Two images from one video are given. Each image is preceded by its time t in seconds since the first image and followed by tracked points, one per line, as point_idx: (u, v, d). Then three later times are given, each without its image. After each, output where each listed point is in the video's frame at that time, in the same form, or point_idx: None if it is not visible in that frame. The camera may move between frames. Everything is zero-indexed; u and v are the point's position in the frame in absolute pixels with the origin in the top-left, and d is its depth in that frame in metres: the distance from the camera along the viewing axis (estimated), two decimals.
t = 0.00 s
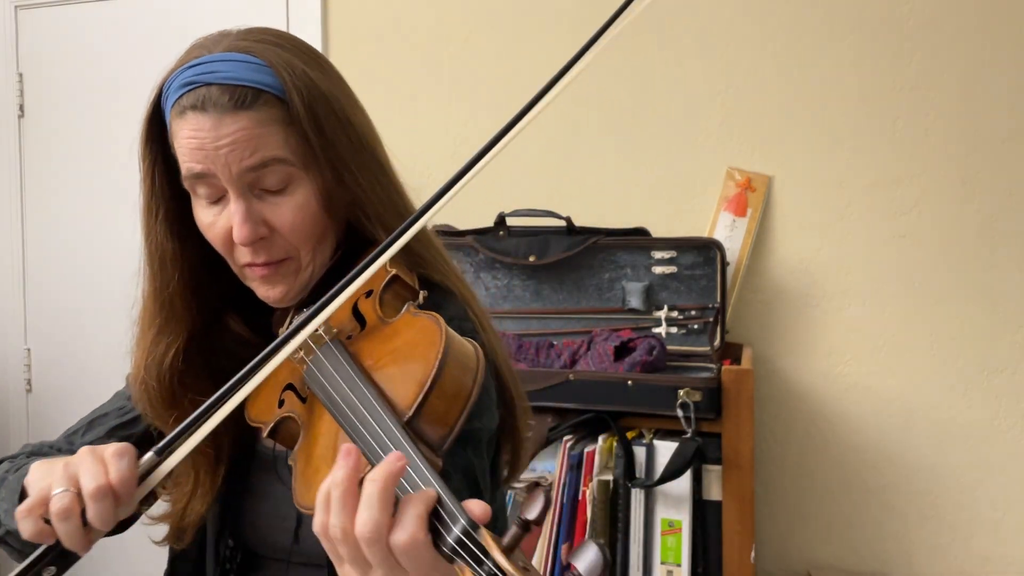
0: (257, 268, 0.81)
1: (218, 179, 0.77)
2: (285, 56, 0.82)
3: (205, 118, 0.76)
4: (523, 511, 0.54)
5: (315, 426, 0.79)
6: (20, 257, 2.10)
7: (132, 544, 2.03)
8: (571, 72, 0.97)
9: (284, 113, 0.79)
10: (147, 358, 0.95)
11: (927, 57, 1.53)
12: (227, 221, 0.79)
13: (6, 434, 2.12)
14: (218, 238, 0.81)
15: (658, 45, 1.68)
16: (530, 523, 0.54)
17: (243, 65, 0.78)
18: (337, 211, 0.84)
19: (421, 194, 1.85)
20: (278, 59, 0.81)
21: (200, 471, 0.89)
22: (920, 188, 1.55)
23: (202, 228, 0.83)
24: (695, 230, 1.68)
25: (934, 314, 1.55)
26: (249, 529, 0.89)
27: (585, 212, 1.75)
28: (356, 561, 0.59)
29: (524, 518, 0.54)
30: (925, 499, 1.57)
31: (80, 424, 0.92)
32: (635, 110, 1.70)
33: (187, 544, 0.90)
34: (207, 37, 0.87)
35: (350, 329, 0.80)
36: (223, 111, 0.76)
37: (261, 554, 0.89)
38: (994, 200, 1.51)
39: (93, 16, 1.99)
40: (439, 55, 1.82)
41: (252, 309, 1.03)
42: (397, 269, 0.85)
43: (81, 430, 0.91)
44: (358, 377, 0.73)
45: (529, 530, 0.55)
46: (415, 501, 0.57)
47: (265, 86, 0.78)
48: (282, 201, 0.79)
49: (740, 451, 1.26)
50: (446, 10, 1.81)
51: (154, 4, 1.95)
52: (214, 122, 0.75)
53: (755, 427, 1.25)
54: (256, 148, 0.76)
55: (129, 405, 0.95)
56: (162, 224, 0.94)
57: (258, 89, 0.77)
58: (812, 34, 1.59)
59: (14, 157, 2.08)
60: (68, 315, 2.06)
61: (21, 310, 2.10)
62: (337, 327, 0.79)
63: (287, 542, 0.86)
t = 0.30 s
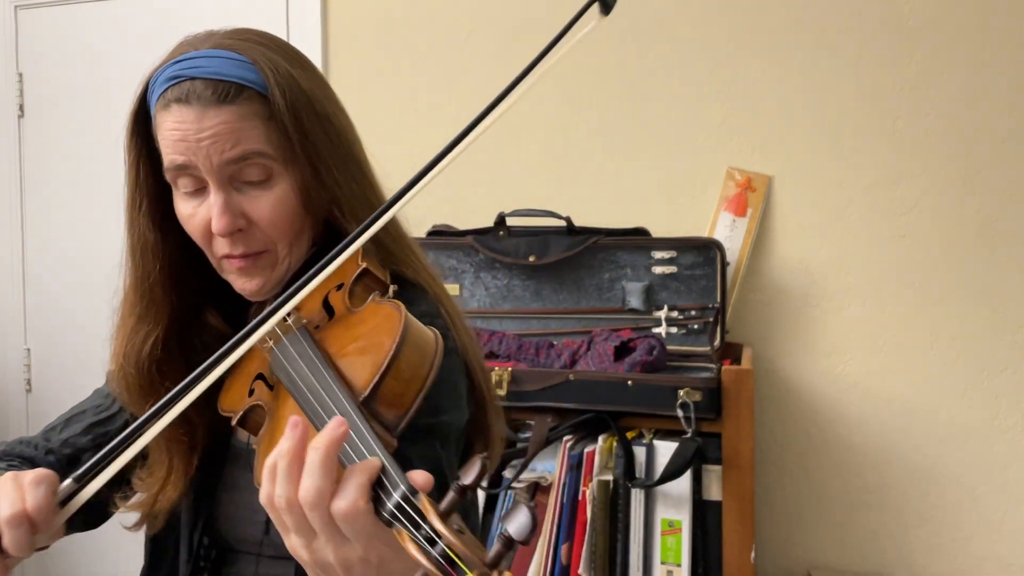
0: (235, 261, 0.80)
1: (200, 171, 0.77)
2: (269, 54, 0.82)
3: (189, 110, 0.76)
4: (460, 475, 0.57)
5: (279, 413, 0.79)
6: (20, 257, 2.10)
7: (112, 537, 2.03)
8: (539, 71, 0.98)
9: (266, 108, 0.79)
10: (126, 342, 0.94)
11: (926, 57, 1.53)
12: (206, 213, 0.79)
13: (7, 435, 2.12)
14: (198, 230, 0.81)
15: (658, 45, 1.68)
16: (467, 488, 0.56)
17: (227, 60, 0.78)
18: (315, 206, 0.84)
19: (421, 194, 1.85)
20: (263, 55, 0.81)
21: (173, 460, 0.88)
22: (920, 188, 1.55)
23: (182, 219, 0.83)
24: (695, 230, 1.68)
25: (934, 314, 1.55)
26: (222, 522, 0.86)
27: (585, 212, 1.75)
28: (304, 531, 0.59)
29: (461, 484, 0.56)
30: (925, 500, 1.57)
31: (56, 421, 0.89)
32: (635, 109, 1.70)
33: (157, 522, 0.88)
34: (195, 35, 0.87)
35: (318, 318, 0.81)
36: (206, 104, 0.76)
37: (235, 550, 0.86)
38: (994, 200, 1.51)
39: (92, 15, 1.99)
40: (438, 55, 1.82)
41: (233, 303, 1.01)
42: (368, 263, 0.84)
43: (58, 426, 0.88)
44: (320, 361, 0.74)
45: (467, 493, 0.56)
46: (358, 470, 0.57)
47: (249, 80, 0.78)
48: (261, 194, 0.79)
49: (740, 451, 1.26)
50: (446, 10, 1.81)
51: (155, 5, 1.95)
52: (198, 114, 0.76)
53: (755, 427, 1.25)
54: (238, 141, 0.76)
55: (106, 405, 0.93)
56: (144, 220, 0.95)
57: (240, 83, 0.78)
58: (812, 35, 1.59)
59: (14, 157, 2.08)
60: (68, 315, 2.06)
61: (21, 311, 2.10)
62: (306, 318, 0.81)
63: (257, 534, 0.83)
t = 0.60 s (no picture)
0: (214, 247, 0.80)
1: (189, 155, 0.77)
2: (267, 54, 0.83)
3: (185, 95, 0.77)
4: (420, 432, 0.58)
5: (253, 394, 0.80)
6: (20, 257, 2.10)
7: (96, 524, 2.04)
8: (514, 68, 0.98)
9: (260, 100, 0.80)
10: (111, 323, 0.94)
11: (926, 57, 1.53)
12: (191, 198, 0.78)
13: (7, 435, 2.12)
14: (180, 215, 0.80)
15: (658, 45, 1.67)
16: (427, 443, 0.57)
17: (226, 52, 0.79)
18: (296, 197, 0.84)
19: (420, 193, 1.85)
20: (260, 51, 0.82)
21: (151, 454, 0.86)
22: (920, 189, 1.55)
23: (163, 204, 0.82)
24: (695, 230, 1.68)
25: (934, 315, 1.55)
26: (192, 517, 0.85)
27: (585, 212, 1.75)
28: (267, 484, 0.61)
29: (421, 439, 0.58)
30: (925, 499, 1.57)
31: (26, 419, 0.89)
32: (635, 109, 1.70)
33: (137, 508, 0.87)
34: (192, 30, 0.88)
35: (290, 306, 0.83)
36: (202, 91, 0.77)
37: (204, 543, 0.85)
38: (995, 200, 1.51)
39: (92, 15, 1.99)
40: (438, 55, 1.82)
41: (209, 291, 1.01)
42: (342, 256, 0.85)
43: (27, 424, 0.88)
44: (293, 343, 0.77)
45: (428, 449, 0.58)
46: (321, 429, 0.60)
47: (245, 73, 0.79)
48: (249, 183, 0.79)
49: (740, 451, 1.26)
50: (445, 10, 1.81)
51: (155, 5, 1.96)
52: (194, 99, 0.76)
53: (755, 427, 1.25)
54: (231, 129, 0.77)
55: (75, 403, 0.91)
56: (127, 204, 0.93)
57: (237, 74, 0.79)
58: (813, 35, 1.58)
59: (14, 158, 2.08)
60: (68, 316, 2.06)
61: (21, 312, 2.10)
62: (278, 305, 0.83)
63: (227, 527, 0.82)
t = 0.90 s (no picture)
0: (199, 234, 0.80)
1: (186, 140, 0.79)
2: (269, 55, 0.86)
3: (188, 83, 0.79)
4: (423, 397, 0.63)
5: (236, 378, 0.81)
6: (20, 258, 2.10)
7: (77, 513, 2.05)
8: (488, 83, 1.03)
9: (258, 97, 0.83)
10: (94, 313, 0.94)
11: (926, 57, 1.53)
12: (183, 183, 0.80)
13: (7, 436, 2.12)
14: (168, 200, 0.81)
15: (658, 45, 1.67)
16: (431, 408, 0.62)
17: (230, 47, 0.82)
18: (280, 194, 0.85)
19: (420, 193, 1.85)
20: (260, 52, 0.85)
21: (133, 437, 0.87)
22: (920, 189, 1.55)
23: (151, 187, 0.83)
24: (695, 230, 1.68)
25: (934, 314, 1.55)
26: (162, 514, 0.85)
27: (585, 212, 1.75)
28: (270, 446, 0.62)
29: (423, 404, 0.63)
30: (924, 499, 1.57)
31: None
32: (635, 109, 1.70)
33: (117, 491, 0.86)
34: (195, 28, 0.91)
35: (273, 296, 0.83)
36: (206, 82, 0.79)
37: (174, 541, 0.86)
38: (995, 200, 1.51)
39: (91, 16, 2.00)
40: (438, 55, 1.82)
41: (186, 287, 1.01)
42: (323, 250, 0.86)
43: None
44: (284, 326, 0.78)
45: (428, 414, 0.63)
46: (326, 393, 0.62)
47: (247, 69, 0.82)
48: (240, 174, 0.81)
49: (740, 451, 1.26)
50: (444, 9, 1.81)
51: (155, 6, 1.96)
52: (198, 89, 0.79)
53: (755, 426, 1.26)
54: (229, 120, 0.79)
55: (38, 403, 0.92)
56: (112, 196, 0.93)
57: (239, 70, 0.82)
58: (813, 35, 1.58)
59: (14, 158, 2.08)
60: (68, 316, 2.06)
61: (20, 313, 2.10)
62: (261, 295, 0.83)
63: (199, 521, 0.84)
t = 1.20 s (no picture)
0: (189, 223, 0.81)
1: (190, 128, 0.81)
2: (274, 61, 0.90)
3: (200, 74, 0.82)
4: (408, 397, 0.64)
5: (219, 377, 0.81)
6: (20, 258, 2.10)
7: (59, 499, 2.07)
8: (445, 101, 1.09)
9: (262, 98, 0.86)
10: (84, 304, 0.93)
11: (926, 57, 1.53)
12: (181, 170, 0.81)
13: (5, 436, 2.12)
14: (162, 185, 0.82)
15: (658, 45, 1.67)
16: (417, 408, 0.64)
17: (243, 48, 0.86)
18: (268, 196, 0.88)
19: (420, 192, 1.85)
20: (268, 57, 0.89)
21: (121, 422, 0.86)
22: (920, 189, 1.55)
23: (145, 172, 0.84)
24: (695, 230, 1.68)
25: (934, 315, 1.55)
26: (146, 514, 0.85)
27: (585, 212, 1.75)
28: (258, 448, 0.62)
29: (408, 404, 0.64)
30: (925, 499, 1.57)
31: None
32: (635, 109, 1.70)
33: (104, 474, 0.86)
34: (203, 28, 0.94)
35: (256, 295, 0.85)
36: (218, 76, 0.82)
37: (159, 541, 0.85)
38: (995, 200, 1.51)
39: (91, 16, 2.00)
40: (438, 55, 1.82)
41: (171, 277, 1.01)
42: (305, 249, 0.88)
43: None
44: (268, 325, 0.79)
45: (413, 414, 0.65)
46: (312, 393, 0.62)
47: (257, 70, 0.86)
48: (239, 168, 0.84)
49: (740, 451, 1.26)
50: (444, 9, 1.80)
51: (155, 6, 1.96)
52: (210, 81, 0.82)
53: (755, 426, 1.26)
54: (236, 115, 0.82)
55: (15, 406, 0.91)
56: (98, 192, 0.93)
57: (251, 70, 0.85)
58: (813, 35, 1.58)
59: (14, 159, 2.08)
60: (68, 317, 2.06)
61: (20, 313, 2.10)
62: (243, 295, 0.85)
63: (183, 521, 0.83)
